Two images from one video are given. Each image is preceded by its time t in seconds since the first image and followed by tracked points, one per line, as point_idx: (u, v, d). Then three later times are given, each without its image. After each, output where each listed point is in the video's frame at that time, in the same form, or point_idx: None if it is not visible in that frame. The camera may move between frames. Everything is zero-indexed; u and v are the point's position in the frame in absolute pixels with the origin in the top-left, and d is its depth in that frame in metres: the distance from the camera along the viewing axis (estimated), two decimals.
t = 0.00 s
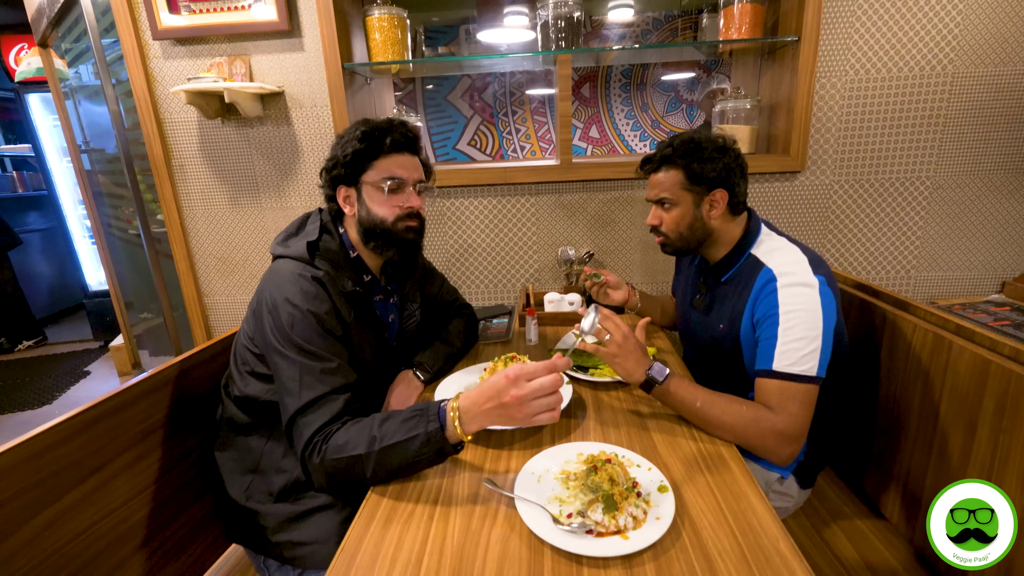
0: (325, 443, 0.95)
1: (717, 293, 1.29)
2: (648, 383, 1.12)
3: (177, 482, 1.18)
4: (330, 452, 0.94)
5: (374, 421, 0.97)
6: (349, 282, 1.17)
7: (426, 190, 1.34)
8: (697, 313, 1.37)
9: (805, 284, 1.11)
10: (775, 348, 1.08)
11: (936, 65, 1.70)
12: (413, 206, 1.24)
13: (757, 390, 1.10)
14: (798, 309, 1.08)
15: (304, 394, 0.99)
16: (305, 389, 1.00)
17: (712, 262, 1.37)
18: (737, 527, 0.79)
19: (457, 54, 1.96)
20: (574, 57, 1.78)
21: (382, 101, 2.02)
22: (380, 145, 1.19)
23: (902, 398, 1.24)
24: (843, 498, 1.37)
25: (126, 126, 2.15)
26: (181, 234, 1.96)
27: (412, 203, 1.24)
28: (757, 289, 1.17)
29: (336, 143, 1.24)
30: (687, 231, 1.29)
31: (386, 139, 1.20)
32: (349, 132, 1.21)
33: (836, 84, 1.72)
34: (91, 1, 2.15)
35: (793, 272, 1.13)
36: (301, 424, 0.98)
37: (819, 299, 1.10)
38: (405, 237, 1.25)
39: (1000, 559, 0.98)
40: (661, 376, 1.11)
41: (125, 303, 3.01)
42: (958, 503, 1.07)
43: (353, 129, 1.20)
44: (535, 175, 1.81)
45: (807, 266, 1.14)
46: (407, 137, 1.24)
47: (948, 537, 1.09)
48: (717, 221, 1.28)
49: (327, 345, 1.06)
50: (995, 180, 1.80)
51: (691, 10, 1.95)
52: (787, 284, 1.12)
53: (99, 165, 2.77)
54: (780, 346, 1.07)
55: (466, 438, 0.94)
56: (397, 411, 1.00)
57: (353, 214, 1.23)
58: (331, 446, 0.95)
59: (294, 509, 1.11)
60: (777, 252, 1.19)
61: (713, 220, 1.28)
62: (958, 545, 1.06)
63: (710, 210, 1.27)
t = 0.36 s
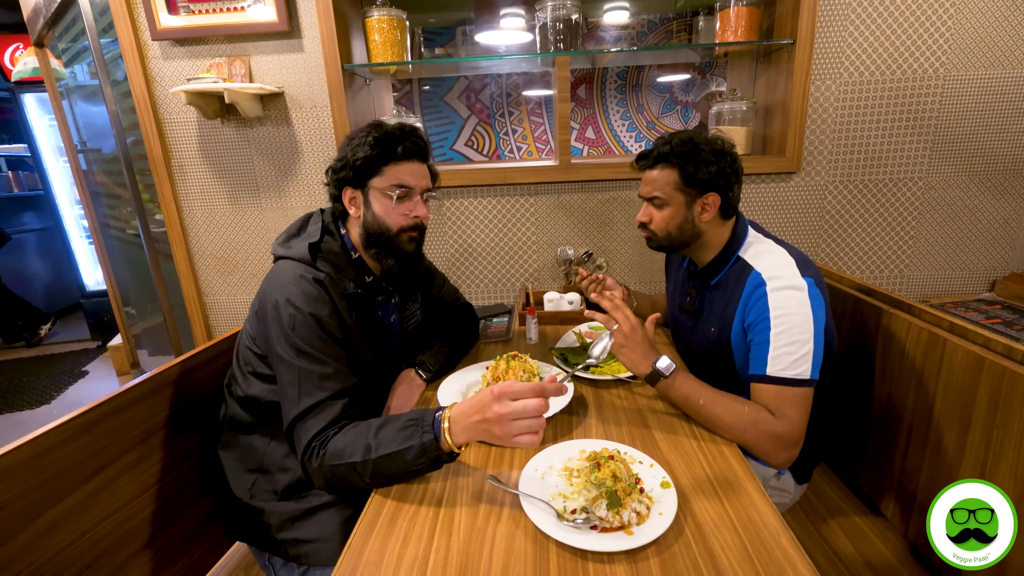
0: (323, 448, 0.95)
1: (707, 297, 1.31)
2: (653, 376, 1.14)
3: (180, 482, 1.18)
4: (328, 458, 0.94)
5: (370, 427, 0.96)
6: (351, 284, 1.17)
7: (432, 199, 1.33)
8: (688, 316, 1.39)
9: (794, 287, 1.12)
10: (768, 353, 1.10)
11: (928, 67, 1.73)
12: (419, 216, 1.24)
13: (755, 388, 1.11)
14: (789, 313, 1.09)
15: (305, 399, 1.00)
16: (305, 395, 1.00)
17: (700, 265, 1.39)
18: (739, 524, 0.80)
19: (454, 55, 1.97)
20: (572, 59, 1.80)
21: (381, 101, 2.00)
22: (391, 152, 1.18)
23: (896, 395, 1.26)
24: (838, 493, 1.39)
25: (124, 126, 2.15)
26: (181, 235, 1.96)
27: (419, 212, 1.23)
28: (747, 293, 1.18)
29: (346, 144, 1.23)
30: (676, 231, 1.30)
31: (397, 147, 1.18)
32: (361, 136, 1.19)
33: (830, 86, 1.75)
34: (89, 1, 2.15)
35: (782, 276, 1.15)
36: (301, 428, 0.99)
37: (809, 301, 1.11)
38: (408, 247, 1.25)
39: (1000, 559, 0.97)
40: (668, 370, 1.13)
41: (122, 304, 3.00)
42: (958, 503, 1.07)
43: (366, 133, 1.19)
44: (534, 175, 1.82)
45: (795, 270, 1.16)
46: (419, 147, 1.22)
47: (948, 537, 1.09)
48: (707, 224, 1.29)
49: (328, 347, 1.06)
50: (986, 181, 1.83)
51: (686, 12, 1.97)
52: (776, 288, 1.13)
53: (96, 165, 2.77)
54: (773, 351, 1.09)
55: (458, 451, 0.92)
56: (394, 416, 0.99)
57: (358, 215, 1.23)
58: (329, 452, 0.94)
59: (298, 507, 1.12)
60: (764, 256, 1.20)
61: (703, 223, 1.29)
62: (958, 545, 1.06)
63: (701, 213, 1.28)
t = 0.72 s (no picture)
0: (321, 452, 0.95)
1: (705, 293, 1.31)
2: (652, 384, 1.12)
3: (180, 484, 1.17)
4: (327, 461, 0.93)
5: (370, 431, 0.96)
6: (352, 285, 1.16)
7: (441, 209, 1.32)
8: (686, 313, 1.39)
9: (789, 280, 1.13)
10: (766, 346, 1.10)
11: (924, 67, 1.74)
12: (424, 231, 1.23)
13: (755, 384, 1.12)
14: (784, 306, 1.10)
15: (306, 400, 0.99)
16: (304, 398, 1.00)
17: (698, 260, 1.39)
18: (744, 521, 0.80)
19: (450, 53, 1.96)
20: (569, 57, 1.79)
21: (379, 99, 2.07)
22: (410, 165, 1.16)
23: (893, 392, 1.27)
24: (836, 489, 1.40)
25: (116, 123, 2.12)
26: (176, 233, 1.94)
27: (425, 228, 1.22)
28: (743, 287, 1.19)
29: (364, 145, 1.20)
30: (681, 227, 1.30)
31: (417, 162, 1.17)
32: (381, 143, 1.16)
33: (828, 85, 1.76)
34: None
35: (776, 270, 1.16)
36: (299, 431, 0.98)
37: (803, 294, 1.12)
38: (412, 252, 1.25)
39: (1000, 559, 0.99)
40: (664, 376, 1.12)
41: (114, 303, 2.96)
42: (958, 503, 1.08)
43: (388, 142, 1.16)
44: (533, 174, 1.82)
45: (790, 263, 1.17)
46: (437, 162, 1.21)
47: (948, 537, 1.10)
48: (709, 217, 1.29)
49: (328, 348, 1.06)
50: (979, 180, 1.85)
51: (681, 10, 1.96)
52: (772, 282, 1.14)
53: (86, 163, 2.72)
54: (770, 343, 1.09)
55: (456, 457, 0.91)
56: (393, 421, 0.98)
57: (364, 219, 1.22)
58: (328, 455, 0.94)
59: (300, 508, 1.11)
60: (759, 252, 1.21)
61: (706, 216, 1.29)
62: (958, 545, 1.07)
63: (705, 206, 1.29)
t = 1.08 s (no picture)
0: (320, 447, 0.94)
1: (707, 286, 1.31)
2: (650, 376, 1.12)
3: (178, 478, 1.16)
4: (326, 457, 0.93)
5: (369, 427, 0.95)
6: (350, 280, 1.15)
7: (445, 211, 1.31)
8: (687, 305, 1.39)
9: (793, 272, 1.13)
10: (769, 338, 1.10)
11: (923, 59, 1.73)
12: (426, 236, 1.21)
13: (754, 376, 1.12)
14: (789, 298, 1.10)
15: (304, 397, 0.98)
16: (303, 394, 0.99)
17: (700, 253, 1.38)
18: (745, 513, 0.81)
19: (445, 44, 1.94)
20: (567, 48, 1.78)
21: (374, 91, 2.07)
22: (421, 168, 1.15)
23: (891, 385, 1.27)
24: (833, 480, 1.41)
25: (108, 115, 2.09)
26: (170, 227, 1.92)
27: (428, 232, 1.21)
28: (746, 280, 1.19)
29: (374, 144, 1.18)
30: (689, 217, 1.29)
31: (427, 167, 1.16)
32: (392, 143, 1.15)
33: (827, 77, 1.75)
34: None
35: (781, 262, 1.15)
36: (298, 427, 0.98)
37: (808, 286, 1.12)
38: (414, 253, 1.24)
39: (1001, 560, 0.99)
40: (664, 369, 1.12)
41: (108, 298, 2.94)
42: (958, 503, 1.08)
43: (399, 144, 1.14)
44: (531, 166, 1.81)
45: (794, 255, 1.17)
46: (447, 165, 1.20)
47: (948, 537, 1.10)
48: (719, 208, 1.29)
49: (327, 344, 1.05)
50: (977, 173, 1.86)
51: (677, 2, 1.95)
52: (776, 274, 1.14)
53: (77, 156, 2.69)
54: (773, 335, 1.10)
55: (456, 454, 0.91)
56: (393, 416, 0.97)
57: (367, 216, 1.20)
58: (327, 451, 0.94)
59: (299, 502, 1.11)
60: (764, 244, 1.21)
61: (715, 207, 1.29)
62: (958, 545, 1.08)
63: (713, 197, 1.28)
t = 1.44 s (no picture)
0: (323, 445, 0.94)
1: (716, 283, 1.30)
2: (654, 377, 1.12)
3: (182, 476, 1.16)
4: (327, 455, 0.93)
5: (369, 426, 0.95)
6: (353, 278, 1.15)
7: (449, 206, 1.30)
8: (695, 302, 1.38)
9: (804, 269, 1.12)
10: (777, 336, 1.09)
11: (929, 53, 1.72)
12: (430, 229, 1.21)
13: (760, 374, 1.11)
14: (798, 296, 1.09)
15: (308, 394, 0.98)
16: (306, 391, 0.99)
17: (710, 251, 1.37)
18: (750, 512, 0.80)
19: (446, 40, 1.92)
20: (569, 43, 1.76)
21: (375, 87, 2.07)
22: (422, 161, 1.14)
23: (897, 382, 1.27)
24: (838, 478, 1.41)
25: (109, 113, 2.09)
26: (172, 225, 1.91)
27: (430, 227, 1.21)
28: (756, 276, 1.18)
29: (373, 140, 1.18)
30: (695, 218, 1.28)
31: (428, 160, 1.15)
32: (393, 138, 1.14)
33: (832, 72, 1.73)
34: None
35: (791, 259, 1.14)
36: (301, 425, 0.98)
37: (819, 284, 1.11)
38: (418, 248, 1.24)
39: (1001, 560, 1.00)
40: (667, 369, 1.11)
41: (111, 296, 2.94)
42: (957, 502, 1.08)
43: (398, 138, 1.14)
44: (533, 163, 1.80)
45: (805, 252, 1.16)
46: (448, 158, 1.19)
47: (948, 537, 1.10)
48: (725, 208, 1.28)
49: (331, 342, 1.05)
50: (983, 168, 1.84)
51: None
52: (787, 271, 1.13)
53: (79, 154, 2.69)
54: (782, 332, 1.09)
55: (453, 454, 0.91)
56: (393, 415, 0.97)
57: (370, 213, 1.20)
58: (328, 449, 0.93)
59: (303, 500, 1.11)
60: (775, 240, 1.20)
61: (721, 207, 1.28)
62: (958, 545, 1.08)
63: (719, 197, 1.27)
